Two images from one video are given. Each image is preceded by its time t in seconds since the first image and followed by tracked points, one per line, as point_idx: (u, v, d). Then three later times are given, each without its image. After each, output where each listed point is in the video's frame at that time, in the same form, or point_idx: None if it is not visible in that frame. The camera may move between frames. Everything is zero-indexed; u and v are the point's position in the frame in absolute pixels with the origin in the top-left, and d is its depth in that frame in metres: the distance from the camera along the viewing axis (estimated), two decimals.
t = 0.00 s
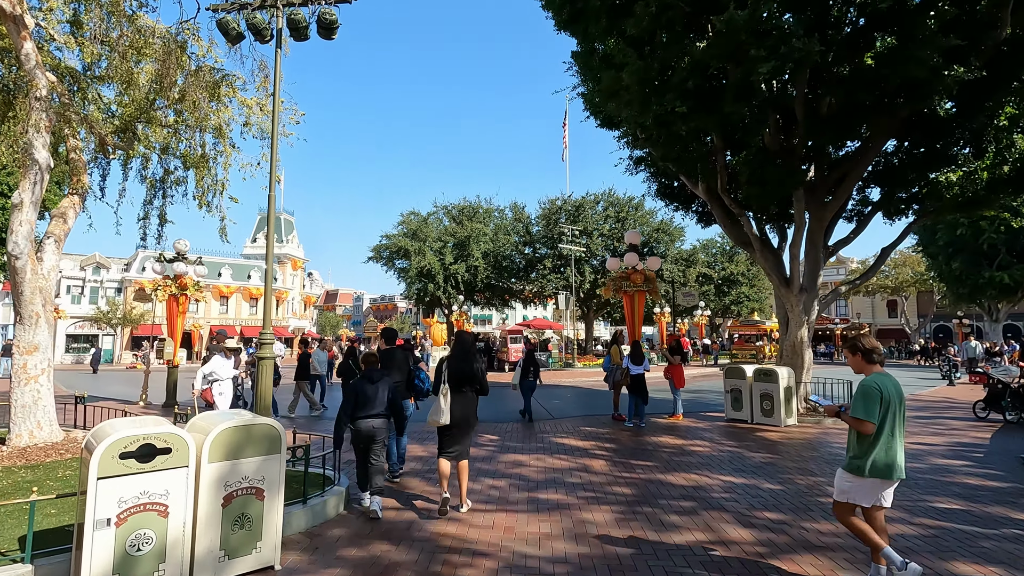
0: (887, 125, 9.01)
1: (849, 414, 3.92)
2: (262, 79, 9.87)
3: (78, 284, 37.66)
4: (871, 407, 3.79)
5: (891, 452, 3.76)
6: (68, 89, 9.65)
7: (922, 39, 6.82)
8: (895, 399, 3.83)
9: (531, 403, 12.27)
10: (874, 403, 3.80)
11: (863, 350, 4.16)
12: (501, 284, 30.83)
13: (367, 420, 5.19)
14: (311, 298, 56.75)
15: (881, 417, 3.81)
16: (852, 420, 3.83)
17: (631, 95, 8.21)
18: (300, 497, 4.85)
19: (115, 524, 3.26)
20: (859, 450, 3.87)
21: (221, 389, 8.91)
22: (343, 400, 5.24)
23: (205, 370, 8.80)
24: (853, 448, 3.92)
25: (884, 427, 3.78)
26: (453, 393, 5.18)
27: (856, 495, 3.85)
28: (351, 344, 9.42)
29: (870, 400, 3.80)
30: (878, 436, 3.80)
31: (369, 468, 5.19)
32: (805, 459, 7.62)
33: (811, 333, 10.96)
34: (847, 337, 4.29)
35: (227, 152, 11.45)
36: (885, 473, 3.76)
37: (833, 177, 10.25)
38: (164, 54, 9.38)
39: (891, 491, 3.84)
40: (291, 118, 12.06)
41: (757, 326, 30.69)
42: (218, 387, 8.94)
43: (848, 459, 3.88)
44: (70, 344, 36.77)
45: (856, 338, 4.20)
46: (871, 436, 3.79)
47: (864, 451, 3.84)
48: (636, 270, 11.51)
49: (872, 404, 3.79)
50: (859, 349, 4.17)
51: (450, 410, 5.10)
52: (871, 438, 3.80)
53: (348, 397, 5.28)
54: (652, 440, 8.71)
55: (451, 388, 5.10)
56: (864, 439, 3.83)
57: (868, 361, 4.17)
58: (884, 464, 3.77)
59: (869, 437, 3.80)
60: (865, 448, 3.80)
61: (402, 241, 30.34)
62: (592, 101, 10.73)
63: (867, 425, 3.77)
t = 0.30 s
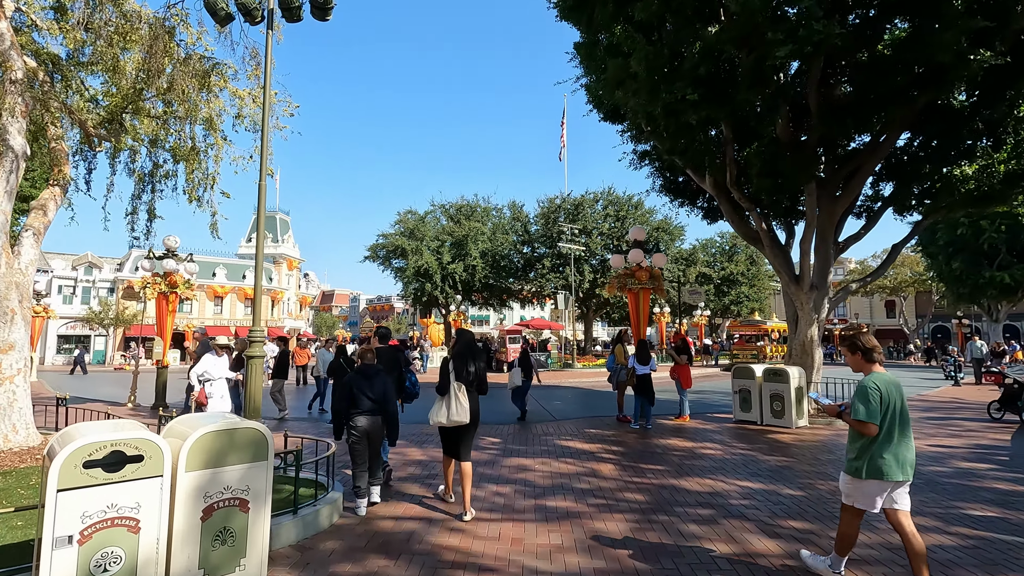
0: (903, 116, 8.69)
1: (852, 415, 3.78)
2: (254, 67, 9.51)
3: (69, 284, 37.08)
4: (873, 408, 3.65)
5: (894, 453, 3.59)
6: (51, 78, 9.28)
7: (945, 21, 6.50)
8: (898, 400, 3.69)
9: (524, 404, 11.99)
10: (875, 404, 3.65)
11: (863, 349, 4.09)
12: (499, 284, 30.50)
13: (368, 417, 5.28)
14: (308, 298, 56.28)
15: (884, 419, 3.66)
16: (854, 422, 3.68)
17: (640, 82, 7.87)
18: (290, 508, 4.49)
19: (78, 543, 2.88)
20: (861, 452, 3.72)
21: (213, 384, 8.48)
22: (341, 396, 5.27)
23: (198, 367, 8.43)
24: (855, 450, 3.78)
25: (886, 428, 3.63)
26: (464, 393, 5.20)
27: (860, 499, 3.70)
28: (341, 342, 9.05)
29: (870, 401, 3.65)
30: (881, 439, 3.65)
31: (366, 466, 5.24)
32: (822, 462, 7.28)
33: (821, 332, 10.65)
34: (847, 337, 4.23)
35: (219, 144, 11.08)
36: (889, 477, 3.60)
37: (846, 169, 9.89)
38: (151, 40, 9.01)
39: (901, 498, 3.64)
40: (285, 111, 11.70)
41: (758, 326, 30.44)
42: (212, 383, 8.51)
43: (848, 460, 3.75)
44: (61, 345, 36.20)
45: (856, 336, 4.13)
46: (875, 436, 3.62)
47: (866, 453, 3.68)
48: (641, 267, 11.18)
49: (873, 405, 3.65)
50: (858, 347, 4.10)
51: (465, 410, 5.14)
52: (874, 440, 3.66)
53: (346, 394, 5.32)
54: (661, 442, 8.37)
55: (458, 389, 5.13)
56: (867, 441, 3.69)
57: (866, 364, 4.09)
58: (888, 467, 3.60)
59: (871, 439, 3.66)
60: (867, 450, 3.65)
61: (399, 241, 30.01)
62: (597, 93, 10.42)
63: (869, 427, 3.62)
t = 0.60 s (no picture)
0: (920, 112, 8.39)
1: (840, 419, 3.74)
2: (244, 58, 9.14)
3: (62, 285, 36.48)
4: (860, 412, 3.61)
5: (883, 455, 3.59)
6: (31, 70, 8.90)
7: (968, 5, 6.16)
8: (882, 401, 3.68)
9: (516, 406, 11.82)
10: (863, 408, 3.62)
11: (852, 351, 3.94)
12: (498, 284, 30.14)
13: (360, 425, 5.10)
14: (304, 299, 55.81)
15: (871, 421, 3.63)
16: (843, 427, 3.64)
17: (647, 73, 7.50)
18: (273, 529, 4.12)
19: None
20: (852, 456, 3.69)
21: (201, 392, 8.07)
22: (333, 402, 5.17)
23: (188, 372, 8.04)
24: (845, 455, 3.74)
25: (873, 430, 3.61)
26: (453, 397, 5.00)
27: (856, 504, 3.67)
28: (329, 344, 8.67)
29: (858, 405, 3.62)
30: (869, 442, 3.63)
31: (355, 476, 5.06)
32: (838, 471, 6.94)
33: (831, 333, 10.30)
34: (838, 340, 4.09)
35: (209, 141, 10.71)
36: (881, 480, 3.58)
37: (857, 165, 9.55)
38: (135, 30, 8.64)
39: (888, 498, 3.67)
40: (277, 106, 11.33)
41: (759, 327, 30.12)
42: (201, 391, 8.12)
43: (842, 467, 3.71)
44: (53, 346, 35.68)
45: (846, 339, 4.00)
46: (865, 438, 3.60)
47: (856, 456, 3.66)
48: (646, 267, 10.85)
49: (860, 408, 3.61)
50: (846, 350, 3.96)
51: (455, 414, 4.93)
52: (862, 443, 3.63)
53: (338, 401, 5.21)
54: (669, 450, 8.02)
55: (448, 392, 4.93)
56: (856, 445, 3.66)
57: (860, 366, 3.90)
58: (880, 470, 3.60)
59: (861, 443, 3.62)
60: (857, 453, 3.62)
61: (396, 240, 29.63)
62: (600, 86, 10.07)
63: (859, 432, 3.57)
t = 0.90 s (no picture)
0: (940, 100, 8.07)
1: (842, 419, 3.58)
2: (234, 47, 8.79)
3: (56, 285, 36.01)
4: (863, 411, 3.45)
5: (889, 456, 3.43)
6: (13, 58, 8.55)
7: None
8: (885, 399, 3.52)
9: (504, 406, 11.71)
10: (866, 407, 3.46)
11: (851, 349, 3.77)
12: (497, 284, 29.81)
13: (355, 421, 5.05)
14: (302, 299, 55.40)
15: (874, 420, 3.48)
16: (843, 427, 3.50)
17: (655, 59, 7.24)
18: (252, 547, 3.73)
19: None
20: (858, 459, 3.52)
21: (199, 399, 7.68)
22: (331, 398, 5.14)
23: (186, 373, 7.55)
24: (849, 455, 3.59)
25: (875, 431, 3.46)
26: (441, 396, 4.72)
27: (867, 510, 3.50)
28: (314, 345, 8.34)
29: (860, 404, 3.46)
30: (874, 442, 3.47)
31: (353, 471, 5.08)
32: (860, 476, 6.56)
33: (843, 332, 9.94)
34: (837, 339, 3.91)
35: (200, 134, 10.37)
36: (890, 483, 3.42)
37: (871, 158, 9.22)
38: (120, 17, 8.28)
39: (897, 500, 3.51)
40: (270, 98, 10.97)
41: (762, 327, 29.81)
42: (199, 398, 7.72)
43: (849, 471, 3.55)
44: (48, 347, 35.30)
45: (845, 337, 3.82)
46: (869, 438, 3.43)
47: (862, 459, 3.50)
48: (651, 264, 10.51)
49: (863, 407, 3.45)
50: (845, 349, 3.79)
51: (439, 413, 4.63)
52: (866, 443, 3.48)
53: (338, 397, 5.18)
54: (678, 454, 7.69)
55: (436, 390, 4.68)
56: (860, 445, 3.51)
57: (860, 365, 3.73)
58: (888, 472, 3.43)
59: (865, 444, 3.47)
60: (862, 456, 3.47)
61: (395, 240, 29.30)
62: (604, 77, 9.75)
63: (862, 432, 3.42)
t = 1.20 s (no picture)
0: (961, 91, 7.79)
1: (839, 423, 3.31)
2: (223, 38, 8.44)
3: (52, 287, 35.66)
4: (861, 416, 3.17)
5: (886, 465, 3.16)
6: None
7: None
8: (887, 403, 3.23)
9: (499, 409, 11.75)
10: (865, 412, 3.17)
11: (852, 352, 3.47)
12: (497, 285, 29.47)
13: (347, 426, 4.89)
14: (301, 300, 55.03)
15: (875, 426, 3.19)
16: (841, 432, 3.22)
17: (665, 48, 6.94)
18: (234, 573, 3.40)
19: None
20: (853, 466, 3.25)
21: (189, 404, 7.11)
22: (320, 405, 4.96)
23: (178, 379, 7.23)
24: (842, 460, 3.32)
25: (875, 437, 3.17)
26: (437, 397, 4.70)
27: (855, 521, 3.23)
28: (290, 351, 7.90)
29: (858, 409, 3.17)
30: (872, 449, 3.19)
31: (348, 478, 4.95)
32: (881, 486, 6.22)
33: (857, 333, 9.61)
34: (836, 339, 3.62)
35: (192, 129, 10.01)
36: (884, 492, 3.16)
37: (887, 152, 8.87)
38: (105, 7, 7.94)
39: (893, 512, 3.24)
40: (264, 93, 10.60)
41: (765, 328, 29.44)
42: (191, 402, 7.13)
43: (841, 478, 3.28)
44: (44, 349, 35.01)
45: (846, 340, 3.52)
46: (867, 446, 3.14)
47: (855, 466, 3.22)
48: (658, 264, 10.16)
49: (861, 412, 3.17)
50: (846, 352, 3.49)
51: (433, 417, 4.65)
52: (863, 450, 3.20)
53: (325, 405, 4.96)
54: (689, 462, 7.33)
55: (433, 393, 4.66)
56: (855, 451, 3.23)
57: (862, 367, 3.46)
58: (883, 481, 3.16)
59: (861, 450, 3.19)
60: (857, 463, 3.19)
61: (393, 240, 28.97)
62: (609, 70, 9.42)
63: (860, 438, 3.14)
